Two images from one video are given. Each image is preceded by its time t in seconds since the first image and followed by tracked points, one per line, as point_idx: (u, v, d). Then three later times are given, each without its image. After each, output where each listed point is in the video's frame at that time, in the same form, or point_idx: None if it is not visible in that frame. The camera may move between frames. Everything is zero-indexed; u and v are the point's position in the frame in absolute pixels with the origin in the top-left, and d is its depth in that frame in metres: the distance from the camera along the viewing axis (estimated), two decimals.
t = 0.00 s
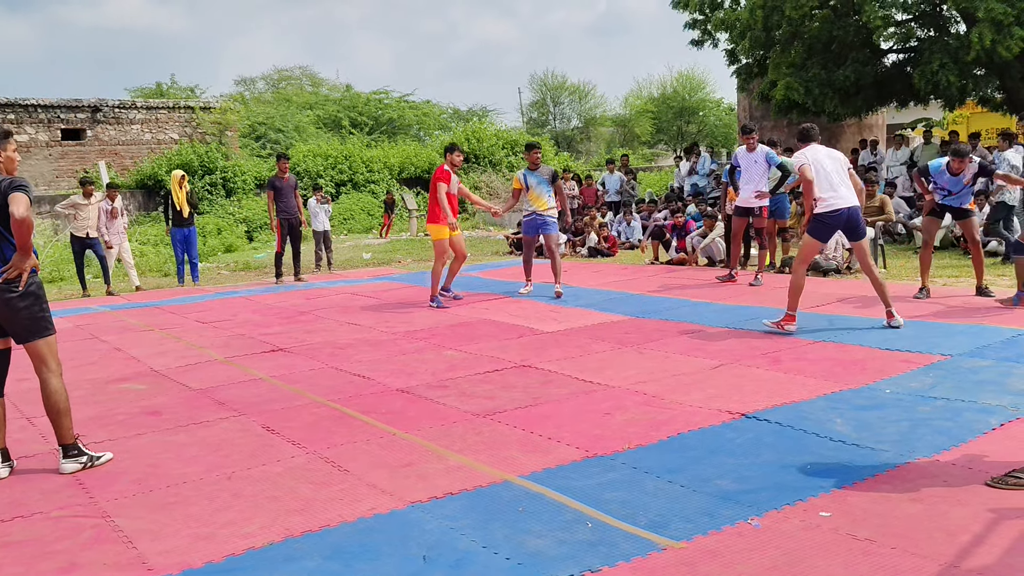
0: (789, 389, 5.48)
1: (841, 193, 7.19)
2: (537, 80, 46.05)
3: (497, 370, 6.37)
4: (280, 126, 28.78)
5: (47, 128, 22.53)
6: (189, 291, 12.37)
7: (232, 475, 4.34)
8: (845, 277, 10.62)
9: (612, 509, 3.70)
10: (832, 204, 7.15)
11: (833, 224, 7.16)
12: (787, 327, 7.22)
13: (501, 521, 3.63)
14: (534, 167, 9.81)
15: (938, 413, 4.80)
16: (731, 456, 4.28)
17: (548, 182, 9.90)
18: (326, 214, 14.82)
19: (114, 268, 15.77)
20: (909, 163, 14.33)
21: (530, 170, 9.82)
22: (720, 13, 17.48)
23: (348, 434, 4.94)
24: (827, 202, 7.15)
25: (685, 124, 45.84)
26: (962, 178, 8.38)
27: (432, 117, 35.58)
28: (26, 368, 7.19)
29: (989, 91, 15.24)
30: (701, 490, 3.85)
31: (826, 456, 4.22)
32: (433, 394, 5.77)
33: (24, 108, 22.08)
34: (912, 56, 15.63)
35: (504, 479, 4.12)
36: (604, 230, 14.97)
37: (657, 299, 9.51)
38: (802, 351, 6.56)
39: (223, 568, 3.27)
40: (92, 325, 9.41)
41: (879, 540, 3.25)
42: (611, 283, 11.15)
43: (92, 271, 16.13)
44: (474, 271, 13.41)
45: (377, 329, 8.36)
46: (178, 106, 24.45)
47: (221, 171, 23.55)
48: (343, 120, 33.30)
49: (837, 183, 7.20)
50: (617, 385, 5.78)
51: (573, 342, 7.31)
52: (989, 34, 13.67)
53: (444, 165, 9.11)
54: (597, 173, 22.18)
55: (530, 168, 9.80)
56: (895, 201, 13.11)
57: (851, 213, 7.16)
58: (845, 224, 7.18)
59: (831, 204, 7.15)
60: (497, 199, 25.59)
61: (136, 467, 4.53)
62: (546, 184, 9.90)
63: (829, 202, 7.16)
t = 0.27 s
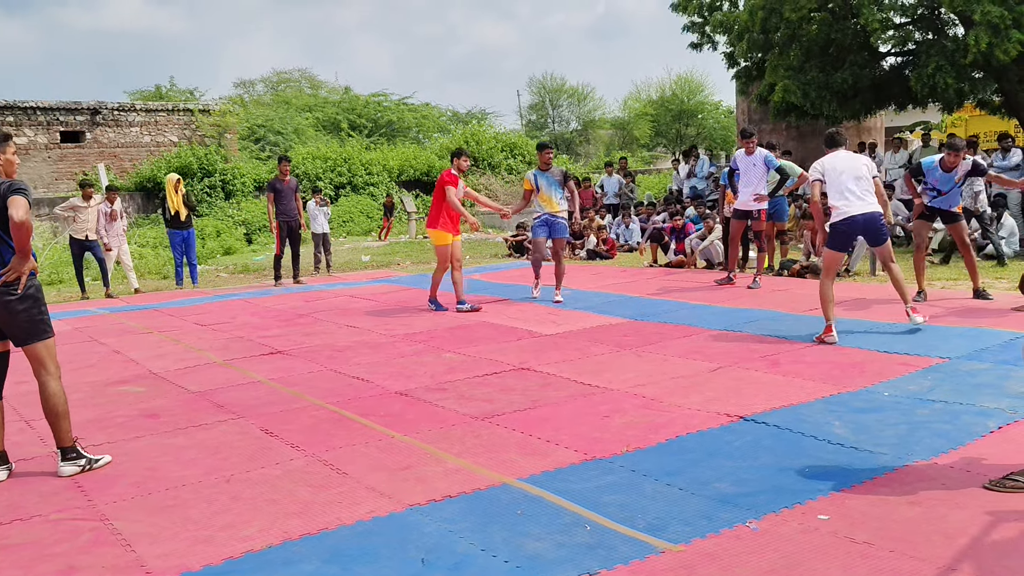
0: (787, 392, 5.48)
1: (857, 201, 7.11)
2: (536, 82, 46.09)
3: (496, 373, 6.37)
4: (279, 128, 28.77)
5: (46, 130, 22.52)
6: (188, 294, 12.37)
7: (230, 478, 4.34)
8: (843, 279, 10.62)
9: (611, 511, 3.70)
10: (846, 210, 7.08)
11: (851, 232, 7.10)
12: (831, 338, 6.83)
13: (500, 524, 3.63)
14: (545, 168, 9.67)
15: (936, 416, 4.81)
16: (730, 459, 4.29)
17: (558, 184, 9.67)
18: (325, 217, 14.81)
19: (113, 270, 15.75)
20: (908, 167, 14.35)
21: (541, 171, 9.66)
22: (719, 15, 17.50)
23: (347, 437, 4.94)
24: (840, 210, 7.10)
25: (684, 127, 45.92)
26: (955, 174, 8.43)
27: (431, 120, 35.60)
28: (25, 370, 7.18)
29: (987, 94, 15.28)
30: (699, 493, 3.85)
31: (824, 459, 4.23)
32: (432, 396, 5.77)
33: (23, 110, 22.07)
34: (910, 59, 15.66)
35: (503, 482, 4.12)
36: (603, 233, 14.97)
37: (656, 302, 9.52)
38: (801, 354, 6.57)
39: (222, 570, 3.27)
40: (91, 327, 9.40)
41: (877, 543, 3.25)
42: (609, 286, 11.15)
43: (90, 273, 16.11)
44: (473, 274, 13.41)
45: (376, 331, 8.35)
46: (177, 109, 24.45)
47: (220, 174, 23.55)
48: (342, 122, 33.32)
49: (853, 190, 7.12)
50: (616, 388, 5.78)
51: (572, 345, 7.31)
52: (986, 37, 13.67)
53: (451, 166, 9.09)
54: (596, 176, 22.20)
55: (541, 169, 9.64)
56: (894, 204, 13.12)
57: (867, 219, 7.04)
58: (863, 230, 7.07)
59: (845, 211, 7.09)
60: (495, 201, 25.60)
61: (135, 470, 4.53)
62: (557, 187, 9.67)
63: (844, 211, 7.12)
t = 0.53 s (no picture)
0: (783, 392, 5.49)
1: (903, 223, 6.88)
2: (532, 83, 46.09)
3: (491, 374, 6.37)
4: (275, 129, 28.73)
5: (41, 131, 22.46)
6: (183, 295, 12.35)
7: (225, 479, 4.33)
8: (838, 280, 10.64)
9: (606, 512, 3.70)
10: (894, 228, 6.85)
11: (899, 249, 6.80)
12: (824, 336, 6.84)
13: (495, 524, 3.63)
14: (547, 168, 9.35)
15: (931, 416, 4.81)
16: (725, 459, 4.29)
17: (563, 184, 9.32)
18: (321, 217, 14.78)
19: (108, 271, 15.72)
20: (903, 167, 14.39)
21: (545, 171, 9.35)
22: (714, 15, 17.53)
23: (343, 438, 4.93)
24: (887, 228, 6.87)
25: (679, 127, 45.71)
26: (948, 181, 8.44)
27: (427, 121, 35.58)
28: (19, 371, 7.17)
29: (982, 94, 15.33)
30: (694, 493, 3.85)
31: (819, 459, 4.23)
32: (427, 397, 5.77)
33: (18, 111, 22.02)
34: (905, 59, 15.70)
35: (498, 482, 4.12)
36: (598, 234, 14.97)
37: (652, 302, 9.52)
38: (796, 354, 6.58)
39: (217, 571, 3.26)
40: (86, 328, 9.38)
41: (872, 542, 3.26)
42: (605, 286, 11.16)
43: (85, 275, 16.07)
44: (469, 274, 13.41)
45: (371, 332, 8.34)
46: (172, 109, 24.41)
47: (216, 175, 23.52)
48: (338, 123, 33.30)
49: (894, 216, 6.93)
50: (612, 389, 5.78)
51: (567, 345, 7.31)
52: (980, 37, 13.72)
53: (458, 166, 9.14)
54: (592, 177, 22.20)
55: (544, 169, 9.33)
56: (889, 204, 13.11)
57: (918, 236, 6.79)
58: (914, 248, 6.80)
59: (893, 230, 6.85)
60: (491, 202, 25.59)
61: (130, 471, 4.52)
62: (562, 187, 9.31)
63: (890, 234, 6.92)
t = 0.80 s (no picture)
0: (778, 391, 5.49)
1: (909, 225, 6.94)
2: (527, 83, 46.09)
3: (486, 374, 6.37)
4: (269, 129, 28.68)
5: (34, 131, 22.40)
6: (178, 296, 12.32)
7: (220, 480, 4.32)
8: (833, 279, 10.66)
9: (600, 511, 3.70)
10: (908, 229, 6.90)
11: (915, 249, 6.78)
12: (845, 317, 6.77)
13: (489, 524, 3.62)
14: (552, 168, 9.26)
15: (925, 415, 4.82)
16: (719, 458, 4.29)
17: (567, 183, 9.22)
18: (316, 218, 14.75)
19: (102, 272, 15.67)
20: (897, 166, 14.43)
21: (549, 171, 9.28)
22: (709, 15, 17.54)
23: (337, 438, 4.92)
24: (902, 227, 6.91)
25: (674, 126, 46.21)
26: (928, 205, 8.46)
27: (422, 121, 35.55)
28: (12, 373, 7.14)
29: (976, 94, 15.39)
30: (689, 493, 3.86)
31: (813, 457, 4.24)
32: (422, 397, 5.76)
33: (11, 111, 21.95)
34: (900, 59, 15.76)
35: (493, 482, 4.11)
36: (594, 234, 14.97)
37: (647, 302, 9.53)
38: (790, 354, 6.59)
39: (211, 572, 3.26)
40: (79, 330, 9.35)
41: (866, 541, 3.26)
42: (600, 286, 11.17)
43: (79, 275, 16.03)
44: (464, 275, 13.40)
45: (366, 332, 8.33)
46: (166, 109, 24.36)
47: (210, 175, 23.48)
48: (333, 123, 33.25)
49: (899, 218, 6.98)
50: (607, 388, 5.78)
51: (563, 345, 7.31)
52: (975, 35, 13.75)
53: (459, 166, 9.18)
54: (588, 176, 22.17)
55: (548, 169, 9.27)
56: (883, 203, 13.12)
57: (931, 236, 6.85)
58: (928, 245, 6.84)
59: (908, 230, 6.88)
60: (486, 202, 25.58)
61: (124, 472, 4.51)
62: (566, 185, 9.21)
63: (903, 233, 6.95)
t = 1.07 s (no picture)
0: (775, 391, 5.50)
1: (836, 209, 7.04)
2: (525, 83, 46.10)
3: (484, 375, 6.37)
4: (267, 131, 28.68)
5: (32, 133, 22.38)
6: (176, 297, 12.31)
7: (218, 481, 4.31)
8: (831, 279, 10.68)
9: (598, 512, 3.70)
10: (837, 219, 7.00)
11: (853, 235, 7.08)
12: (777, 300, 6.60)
13: (488, 525, 3.62)
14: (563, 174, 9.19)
15: (922, 414, 4.83)
16: (718, 458, 4.30)
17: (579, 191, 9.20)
18: (314, 219, 14.74)
19: (100, 274, 15.66)
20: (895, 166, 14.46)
21: (560, 177, 9.21)
22: (707, 16, 17.54)
23: (335, 440, 4.92)
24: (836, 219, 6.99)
25: (672, 127, 46.32)
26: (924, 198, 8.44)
27: (420, 122, 35.54)
28: (9, 375, 7.13)
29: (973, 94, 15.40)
30: (686, 493, 3.86)
31: (811, 457, 4.24)
32: (420, 398, 5.76)
33: (8, 113, 21.95)
34: (897, 59, 15.79)
35: (491, 483, 4.11)
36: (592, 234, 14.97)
37: (645, 302, 9.53)
38: (788, 354, 6.59)
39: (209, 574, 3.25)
40: (77, 332, 9.34)
41: (863, 541, 3.26)
42: (598, 287, 11.17)
43: (77, 277, 16.03)
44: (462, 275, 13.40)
45: (364, 333, 8.33)
46: (164, 111, 24.36)
47: (208, 176, 23.46)
48: (331, 124, 33.24)
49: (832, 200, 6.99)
50: (605, 389, 5.78)
51: (561, 345, 7.31)
52: (972, 35, 13.76)
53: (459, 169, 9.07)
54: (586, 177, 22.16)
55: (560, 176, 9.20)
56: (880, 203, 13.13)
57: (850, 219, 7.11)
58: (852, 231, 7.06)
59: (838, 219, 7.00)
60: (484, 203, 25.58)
61: (122, 474, 4.50)
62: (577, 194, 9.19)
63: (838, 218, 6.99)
